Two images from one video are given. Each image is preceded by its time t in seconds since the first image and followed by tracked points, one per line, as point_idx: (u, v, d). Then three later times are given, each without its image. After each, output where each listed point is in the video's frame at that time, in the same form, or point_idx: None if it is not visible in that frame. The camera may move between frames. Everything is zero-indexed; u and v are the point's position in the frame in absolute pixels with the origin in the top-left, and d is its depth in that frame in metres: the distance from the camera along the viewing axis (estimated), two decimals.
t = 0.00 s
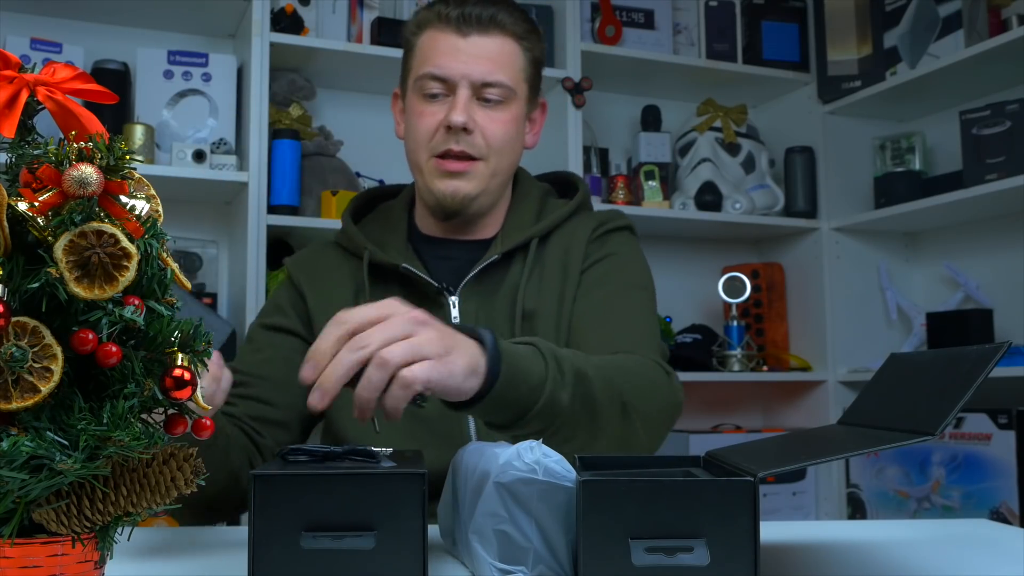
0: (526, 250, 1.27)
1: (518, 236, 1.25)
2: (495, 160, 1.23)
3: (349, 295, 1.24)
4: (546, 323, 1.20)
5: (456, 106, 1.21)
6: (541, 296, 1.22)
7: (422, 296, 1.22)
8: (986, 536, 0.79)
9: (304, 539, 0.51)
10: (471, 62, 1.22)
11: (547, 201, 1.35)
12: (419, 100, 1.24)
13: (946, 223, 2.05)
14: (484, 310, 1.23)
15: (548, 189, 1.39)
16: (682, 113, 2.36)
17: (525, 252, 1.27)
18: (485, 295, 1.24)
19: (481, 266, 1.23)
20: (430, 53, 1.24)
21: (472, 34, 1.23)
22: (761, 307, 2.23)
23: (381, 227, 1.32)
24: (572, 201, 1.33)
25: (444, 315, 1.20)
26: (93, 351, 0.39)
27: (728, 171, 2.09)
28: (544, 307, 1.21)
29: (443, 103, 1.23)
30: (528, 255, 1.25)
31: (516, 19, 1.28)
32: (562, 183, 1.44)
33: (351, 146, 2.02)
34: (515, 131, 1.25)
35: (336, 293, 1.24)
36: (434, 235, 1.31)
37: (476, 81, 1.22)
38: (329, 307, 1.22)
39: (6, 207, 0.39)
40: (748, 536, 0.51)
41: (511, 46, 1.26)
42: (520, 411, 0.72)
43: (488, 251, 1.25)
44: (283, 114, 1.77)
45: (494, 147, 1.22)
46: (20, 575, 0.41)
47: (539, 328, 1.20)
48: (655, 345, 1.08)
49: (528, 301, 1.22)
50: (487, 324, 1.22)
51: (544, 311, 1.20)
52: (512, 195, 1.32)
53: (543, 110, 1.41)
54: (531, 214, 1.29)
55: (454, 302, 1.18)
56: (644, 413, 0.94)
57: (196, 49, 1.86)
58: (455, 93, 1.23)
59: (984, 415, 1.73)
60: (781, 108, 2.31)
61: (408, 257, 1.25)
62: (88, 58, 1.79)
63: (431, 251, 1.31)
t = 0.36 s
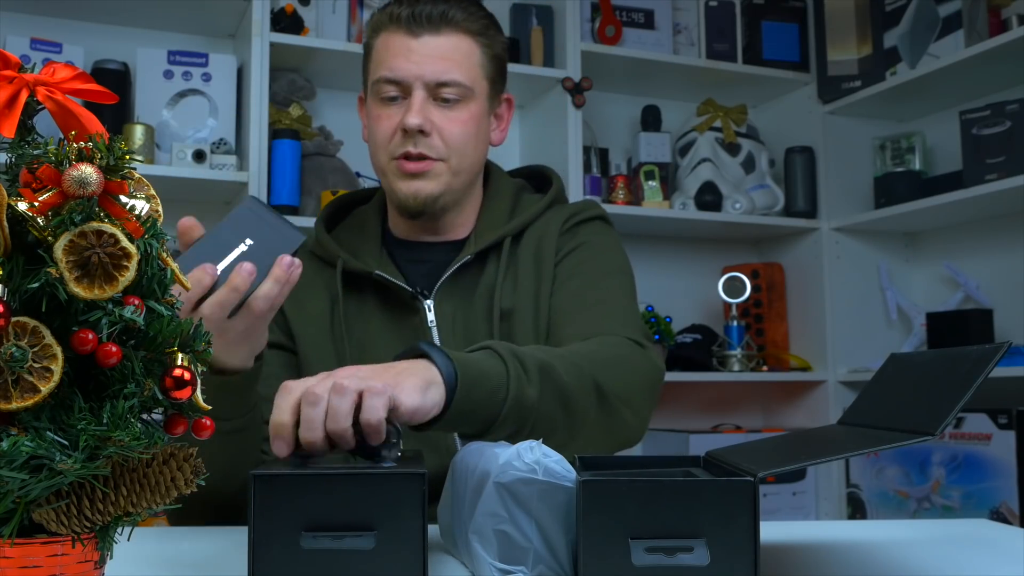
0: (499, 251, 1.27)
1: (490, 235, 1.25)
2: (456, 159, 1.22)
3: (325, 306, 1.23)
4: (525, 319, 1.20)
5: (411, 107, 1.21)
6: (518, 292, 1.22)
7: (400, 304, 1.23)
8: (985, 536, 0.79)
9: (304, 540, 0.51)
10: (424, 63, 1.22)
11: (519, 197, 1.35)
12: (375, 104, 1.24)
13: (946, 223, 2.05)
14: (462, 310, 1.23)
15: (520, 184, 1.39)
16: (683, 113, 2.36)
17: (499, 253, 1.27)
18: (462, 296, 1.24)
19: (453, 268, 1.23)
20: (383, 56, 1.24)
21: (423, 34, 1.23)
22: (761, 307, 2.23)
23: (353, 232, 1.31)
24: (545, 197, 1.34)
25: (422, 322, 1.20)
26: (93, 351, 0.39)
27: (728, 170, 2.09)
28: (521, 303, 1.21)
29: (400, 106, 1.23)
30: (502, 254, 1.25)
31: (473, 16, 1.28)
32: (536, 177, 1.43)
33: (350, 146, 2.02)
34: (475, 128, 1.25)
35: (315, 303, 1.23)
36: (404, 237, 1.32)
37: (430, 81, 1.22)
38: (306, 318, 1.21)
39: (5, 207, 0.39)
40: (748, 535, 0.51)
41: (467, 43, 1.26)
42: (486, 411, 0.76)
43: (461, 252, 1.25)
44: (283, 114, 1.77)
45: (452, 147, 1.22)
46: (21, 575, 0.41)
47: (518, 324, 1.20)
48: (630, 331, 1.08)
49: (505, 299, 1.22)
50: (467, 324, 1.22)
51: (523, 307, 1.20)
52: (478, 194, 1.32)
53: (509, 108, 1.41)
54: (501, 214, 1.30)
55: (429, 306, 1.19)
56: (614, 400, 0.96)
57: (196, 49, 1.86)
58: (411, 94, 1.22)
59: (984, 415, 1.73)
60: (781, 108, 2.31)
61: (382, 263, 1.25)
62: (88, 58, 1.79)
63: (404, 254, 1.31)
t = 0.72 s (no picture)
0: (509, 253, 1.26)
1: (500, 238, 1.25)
2: (478, 160, 1.21)
3: (330, 306, 1.23)
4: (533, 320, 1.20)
5: (437, 107, 1.20)
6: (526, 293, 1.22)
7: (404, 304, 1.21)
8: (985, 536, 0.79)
9: (304, 540, 0.51)
10: (448, 63, 1.22)
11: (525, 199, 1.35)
12: (395, 103, 1.23)
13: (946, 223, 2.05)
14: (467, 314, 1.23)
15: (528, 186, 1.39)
16: (683, 113, 2.36)
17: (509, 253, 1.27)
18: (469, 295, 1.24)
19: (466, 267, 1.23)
20: (403, 56, 1.23)
21: (445, 35, 1.23)
22: (761, 307, 2.23)
23: (359, 234, 1.32)
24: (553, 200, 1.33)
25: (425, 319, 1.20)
26: (93, 351, 0.39)
27: (728, 171, 2.09)
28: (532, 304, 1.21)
29: (423, 106, 1.22)
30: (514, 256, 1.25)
31: (486, 18, 1.28)
32: (542, 177, 1.43)
33: (350, 146, 2.02)
34: (496, 130, 1.24)
35: (319, 304, 1.23)
36: (418, 241, 1.30)
37: (454, 81, 1.21)
38: (310, 318, 1.20)
39: (5, 207, 0.39)
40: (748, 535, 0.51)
41: (485, 46, 1.26)
42: (556, 380, 0.72)
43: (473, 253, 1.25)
44: (283, 114, 1.77)
45: (476, 148, 1.20)
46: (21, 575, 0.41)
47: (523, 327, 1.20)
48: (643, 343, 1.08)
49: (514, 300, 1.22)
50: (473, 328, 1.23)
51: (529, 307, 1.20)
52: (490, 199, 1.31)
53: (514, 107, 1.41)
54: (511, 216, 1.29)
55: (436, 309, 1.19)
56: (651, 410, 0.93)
57: (196, 49, 1.86)
58: (434, 95, 1.22)
59: (984, 415, 1.73)
60: (781, 108, 2.31)
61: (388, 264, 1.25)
62: (88, 58, 1.79)
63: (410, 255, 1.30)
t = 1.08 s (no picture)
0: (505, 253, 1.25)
1: (494, 241, 1.24)
2: (479, 159, 1.21)
3: (327, 311, 1.22)
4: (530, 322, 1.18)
5: (437, 106, 1.20)
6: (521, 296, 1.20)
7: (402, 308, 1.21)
8: (985, 536, 0.79)
9: (304, 540, 0.51)
10: (451, 60, 1.21)
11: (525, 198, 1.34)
12: (395, 102, 1.23)
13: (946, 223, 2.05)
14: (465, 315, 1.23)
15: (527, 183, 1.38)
16: (683, 113, 2.36)
17: (505, 255, 1.25)
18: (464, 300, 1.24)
19: (460, 271, 1.22)
20: (405, 53, 1.22)
21: (446, 32, 1.22)
22: (761, 307, 2.23)
23: (358, 235, 1.32)
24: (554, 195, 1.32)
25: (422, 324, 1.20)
26: (93, 351, 0.39)
27: (728, 171, 2.09)
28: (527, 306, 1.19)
29: (423, 104, 1.21)
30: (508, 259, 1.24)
31: (489, 17, 1.27)
32: (543, 175, 1.41)
33: (350, 146, 2.02)
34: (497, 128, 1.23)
35: (316, 306, 1.23)
36: (416, 241, 1.30)
37: (455, 78, 1.20)
38: (307, 321, 1.21)
39: (5, 207, 0.39)
40: (748, 535, 0.51)
41: (486, 43, 1.24)
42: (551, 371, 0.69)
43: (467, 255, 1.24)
44: (283, 114, 1.77)
45: (477, 147, 1.20)
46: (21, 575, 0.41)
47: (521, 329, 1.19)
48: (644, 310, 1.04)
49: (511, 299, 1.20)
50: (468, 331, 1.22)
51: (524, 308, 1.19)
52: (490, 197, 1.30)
53: (515, 108, 1.40)
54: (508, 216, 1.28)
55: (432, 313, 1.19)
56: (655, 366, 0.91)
57: (195, 49, 1.86)
58: (435, 93, 1.21)
59: (985, 415, 1.73)
60: (781, 108, 2.30)
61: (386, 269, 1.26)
62: (88, 59, 1.79)
63: (409, 257, 1.30)
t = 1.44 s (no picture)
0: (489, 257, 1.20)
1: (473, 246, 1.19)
2: (474, 162, 1.19)
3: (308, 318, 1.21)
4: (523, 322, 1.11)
5: (431, 109, 1.18)
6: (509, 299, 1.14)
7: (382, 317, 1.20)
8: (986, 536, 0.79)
9: (304, 539, 0.51)
10: (444, 59, 1.18)
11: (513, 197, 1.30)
12: (386, 104, 1.21)
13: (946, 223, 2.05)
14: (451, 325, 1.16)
15: (518, 179, 1.34)
16: (683, 113, 2.36)
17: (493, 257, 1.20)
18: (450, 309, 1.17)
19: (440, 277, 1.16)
20: (395, 52, 1.20)
21: (437, 31, 1.19)
22: (761, 307, 2.23)
23: (343, 236, 1.31)
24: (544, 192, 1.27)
25: (406, 334, 1.17)
26: (93, 351, 0.39)
27: (728, 170, 2.09)
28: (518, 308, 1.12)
29: (415, 107, 1.20)
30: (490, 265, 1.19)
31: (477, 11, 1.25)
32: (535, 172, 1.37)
33: (351, 145, 2.02)
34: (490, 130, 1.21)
35: (297, 311, 1.22)
36: (404, 244, 1.29)
37: (448, 80, 1.18)
38: (287, 326, 1.20)
39: (5, 207, 0.39)
40: (748, 534, 0.51)
41: (477, 41, 1.22)
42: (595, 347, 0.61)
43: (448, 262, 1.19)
44: (283, 114, 1.77)
45: (472, 150, 1.18)
46: (20, 575, 0.41)
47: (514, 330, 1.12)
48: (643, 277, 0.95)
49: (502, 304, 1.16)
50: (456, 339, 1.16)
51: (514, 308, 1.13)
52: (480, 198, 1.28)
53: (501, 102, 1.36)
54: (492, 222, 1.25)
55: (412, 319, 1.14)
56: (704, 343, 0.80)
57: (195, 49, 1.86)
58: (427, 95, 1.19)
59: (985, 415, 1.73)
60: (781, 108, 2.30)
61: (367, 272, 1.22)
62: (88, 59, 1.79)
63: (393, 261, 1.29)
